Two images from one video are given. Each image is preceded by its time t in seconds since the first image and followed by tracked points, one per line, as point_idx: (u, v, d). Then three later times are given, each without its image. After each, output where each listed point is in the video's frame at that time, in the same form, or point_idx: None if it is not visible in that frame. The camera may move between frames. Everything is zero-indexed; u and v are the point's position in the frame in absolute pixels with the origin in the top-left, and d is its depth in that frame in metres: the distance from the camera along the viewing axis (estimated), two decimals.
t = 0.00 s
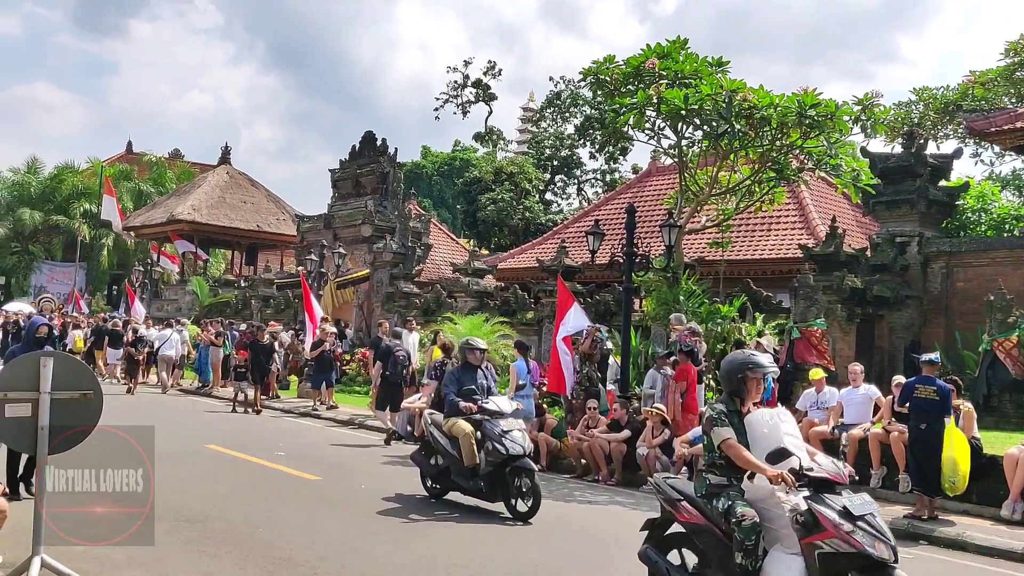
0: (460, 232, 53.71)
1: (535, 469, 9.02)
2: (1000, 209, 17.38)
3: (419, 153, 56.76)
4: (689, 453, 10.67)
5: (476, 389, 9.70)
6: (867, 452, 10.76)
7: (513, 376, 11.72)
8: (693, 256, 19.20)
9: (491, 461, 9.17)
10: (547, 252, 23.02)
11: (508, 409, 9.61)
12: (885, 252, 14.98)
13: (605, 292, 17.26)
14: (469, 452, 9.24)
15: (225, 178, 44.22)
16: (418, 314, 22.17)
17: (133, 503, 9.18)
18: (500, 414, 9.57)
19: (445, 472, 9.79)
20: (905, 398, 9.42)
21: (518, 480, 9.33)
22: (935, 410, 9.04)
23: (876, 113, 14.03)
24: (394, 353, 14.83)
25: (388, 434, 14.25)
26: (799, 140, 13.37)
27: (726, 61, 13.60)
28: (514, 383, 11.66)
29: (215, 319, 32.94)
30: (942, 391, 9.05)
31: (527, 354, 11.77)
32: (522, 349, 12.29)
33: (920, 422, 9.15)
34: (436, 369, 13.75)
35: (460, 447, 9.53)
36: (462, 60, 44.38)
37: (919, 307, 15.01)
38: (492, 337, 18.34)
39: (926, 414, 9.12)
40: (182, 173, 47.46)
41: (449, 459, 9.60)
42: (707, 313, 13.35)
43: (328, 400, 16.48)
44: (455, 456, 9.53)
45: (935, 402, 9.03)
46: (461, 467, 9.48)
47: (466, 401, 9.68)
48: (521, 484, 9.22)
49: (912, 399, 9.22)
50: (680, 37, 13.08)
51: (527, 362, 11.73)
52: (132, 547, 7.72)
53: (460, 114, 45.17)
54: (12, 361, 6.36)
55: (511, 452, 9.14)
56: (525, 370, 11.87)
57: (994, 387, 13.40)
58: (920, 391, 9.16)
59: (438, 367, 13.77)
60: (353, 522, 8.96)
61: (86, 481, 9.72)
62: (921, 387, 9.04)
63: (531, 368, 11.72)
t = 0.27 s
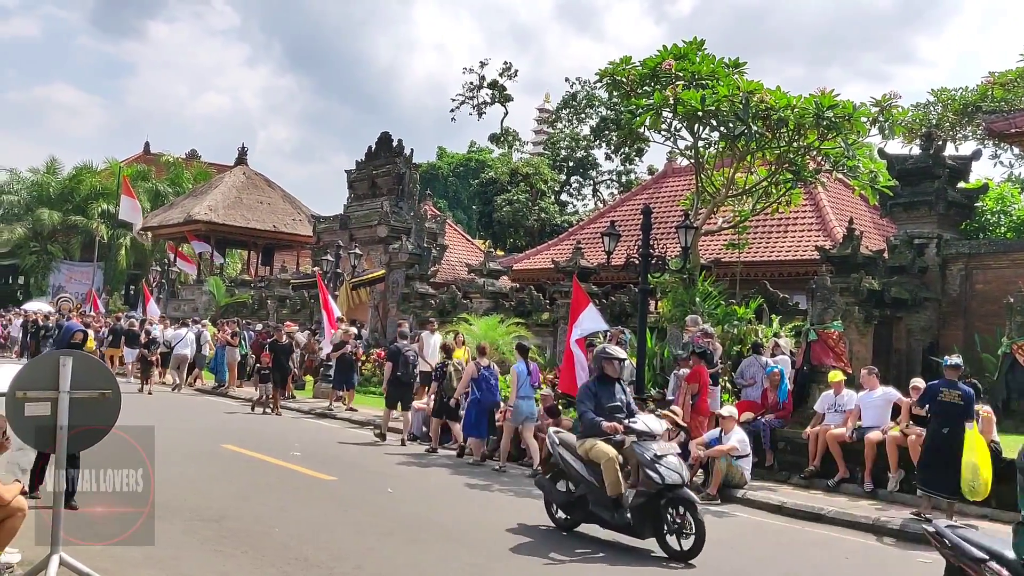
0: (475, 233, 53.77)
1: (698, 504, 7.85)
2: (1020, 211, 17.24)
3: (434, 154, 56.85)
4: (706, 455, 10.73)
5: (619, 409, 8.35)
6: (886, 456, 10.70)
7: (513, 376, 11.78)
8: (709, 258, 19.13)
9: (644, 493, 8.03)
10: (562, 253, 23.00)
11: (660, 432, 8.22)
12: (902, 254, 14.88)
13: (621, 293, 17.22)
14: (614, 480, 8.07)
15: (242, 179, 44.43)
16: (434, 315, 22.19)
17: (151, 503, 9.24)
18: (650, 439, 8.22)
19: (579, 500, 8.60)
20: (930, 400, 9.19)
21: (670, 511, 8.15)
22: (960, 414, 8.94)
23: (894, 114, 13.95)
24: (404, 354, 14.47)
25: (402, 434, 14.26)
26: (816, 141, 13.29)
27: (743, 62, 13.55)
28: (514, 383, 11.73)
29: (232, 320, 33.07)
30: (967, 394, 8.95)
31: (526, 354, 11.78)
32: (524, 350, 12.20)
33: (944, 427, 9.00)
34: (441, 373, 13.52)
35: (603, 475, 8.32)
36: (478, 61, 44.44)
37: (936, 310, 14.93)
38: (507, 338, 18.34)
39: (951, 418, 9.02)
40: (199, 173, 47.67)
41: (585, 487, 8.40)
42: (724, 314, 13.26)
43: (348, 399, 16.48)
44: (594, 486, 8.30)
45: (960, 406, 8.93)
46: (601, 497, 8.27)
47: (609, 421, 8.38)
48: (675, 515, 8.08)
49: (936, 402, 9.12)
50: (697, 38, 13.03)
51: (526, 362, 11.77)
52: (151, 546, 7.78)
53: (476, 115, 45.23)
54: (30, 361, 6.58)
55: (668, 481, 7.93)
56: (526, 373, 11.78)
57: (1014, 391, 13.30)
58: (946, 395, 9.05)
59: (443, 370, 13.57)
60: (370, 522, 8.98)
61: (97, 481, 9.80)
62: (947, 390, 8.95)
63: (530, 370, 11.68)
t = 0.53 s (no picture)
0: (491, 235, 53.83)
1: (942, 557, 6.09)
2: None
3: (450, 157, 56.99)
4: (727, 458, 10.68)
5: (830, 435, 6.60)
6: (904, 459, 10.64)
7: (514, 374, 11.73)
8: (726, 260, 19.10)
9: (873, 541, 6.32)
10: (578, 256, 23.01)
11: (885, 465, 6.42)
12: (920, 257, 14.77)
13: (637, 296, 17.22)
14: (828, 527, 6.29)
15: (259, 182, 44.68)
16: (450, 318, 22.24)
17: (171, 505, 9.33)
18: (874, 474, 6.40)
19: (776, 547, 6.80)
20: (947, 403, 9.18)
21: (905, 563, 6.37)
22: (978, 417, 8.94)
23: (912, 116, 13.90)
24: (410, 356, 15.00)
25: (419, 436, 14.28)
26: (834, 143, 13.24)
27: (759, 64, 13.53)
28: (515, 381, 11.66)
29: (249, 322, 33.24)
30: (985, 398, 8.93)
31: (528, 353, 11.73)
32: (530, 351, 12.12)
33: (962, 431, 9.01)
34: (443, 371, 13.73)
35: (809, 517, 6.54)
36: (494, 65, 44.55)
37: (955, 312, 14.84)
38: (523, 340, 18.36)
39: (968, 422, 9.02)
40: (217, 177, 47.98)
41: (783, 530, 6.65)
42: (741, 317, 13.28)
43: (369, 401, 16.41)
44: (798, 529, 6.55)
45: (976, 410, 8.92)
46: (807, 543, 6.52)
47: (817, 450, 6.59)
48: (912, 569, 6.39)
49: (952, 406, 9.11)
50: (713, 41, 13.02)
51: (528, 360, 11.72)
52: (171, 548, 7.86)
53: (491, 118, 45.34)
54: (54, 363, 6.76)
55: (904, 527, 6.09)
56: (529, 372, 11.73)
57: None
58: (962, 398, 9.05)
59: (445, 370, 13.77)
60: (387, 525, 9.02)
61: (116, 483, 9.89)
62: (964, 396, 8.92)
63: (533, 370, 11.61)
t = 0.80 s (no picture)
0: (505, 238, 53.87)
1: None
2: None
3: (465, 160, 57.13)
4: (741, 462, 10.69)
5: None
6: (921, 463, 10.56)
7: (521, 379, 12.15)
8: (742, 263, 19.05)
9: None
10: (593, 259, 22.99)
11: None
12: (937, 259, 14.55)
13: (652, 299, 17.18)
14: None
15: (275, 186, 44.91)
16: (465, 321, 22.27)
17: (188, 507, 9.39)
18: None
19: None
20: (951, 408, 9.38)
21: None
22: (984, 420, 9.09)
23: (929, 118, 13.81)
24: (416, 357, 15.05)
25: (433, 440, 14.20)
26: (850, 146, 13.16)
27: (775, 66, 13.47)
28: (521, 386, 12.10)
29: (265, 325, 33.39)
30: (989, 401, 9.10)
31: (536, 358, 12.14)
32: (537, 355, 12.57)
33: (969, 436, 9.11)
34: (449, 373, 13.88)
35: None
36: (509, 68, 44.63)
37: (972, 315, 14.71)
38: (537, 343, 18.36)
39: (974, 426, 9.14)
40: (232, 180, 48.22)
41: None
42: (756, 320, 13.10)
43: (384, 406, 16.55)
44: None
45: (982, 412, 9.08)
46: None
47: None
48: None
49: (958, 411, 9.27)
50: (728, 43, 12.98)
51: (536, 366, 12.16)
52: (188, 549, 7.91)
53: (506, 121, 45.39)
54: (73, 366, 6.85)
55: None
56: (535, 377, 12.17)
57: None
58: (968, 402, 9.21)
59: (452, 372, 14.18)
60: (403, 528, 9.04)
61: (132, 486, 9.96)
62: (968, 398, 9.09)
63: (539, 375, 12.05)
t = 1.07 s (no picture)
0: (518, 241, 53.86)
1: None
2: None
3: (478, 163, 57.21)
4: (757, 466, 10.65)
5: None
6: (939, 467, 10.49)
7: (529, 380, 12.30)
8: (756, 265, 19.01)
9: None
10: (607, 261, 22.96)
11: None
12: (954, 261, 14.54)
13: (666, 302, 17.13)
14: None
15: (289, 188, 45.06)
16: (478, 323, 22.28)
17: (204, 510, 9.39)
18: None
19: None
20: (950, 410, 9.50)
21: None
22: (982, 422, 9.24)
23: (946, 120, 13.74)
24: (423, 359, 15.23)
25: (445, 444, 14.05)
26: (866, 148, 13.09)
27: (790, 68, 13.42)
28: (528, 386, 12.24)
29: (279, 327, 33.48)
30: (987, 402, 9.24)
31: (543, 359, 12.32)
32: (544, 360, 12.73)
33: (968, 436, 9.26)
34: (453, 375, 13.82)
35: None
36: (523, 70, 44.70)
37: (989, 318, 14.51)
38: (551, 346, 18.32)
39: (973, 427, 9.30)
40: (246, 183, 48.39)
41: None
42: (772, 324, 13.03)
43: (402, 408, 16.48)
44: None
45: (981, 414, 9.23)
46: None
47: None
48: None
49: (956, 412, 9.41)
50: (744, 45, 12.95)
51: (542, 367, 12.34)
52: (205, 551, 7.91)
53: (520, 123, 45.43)
54: (91, 368, 6.90)
55: None
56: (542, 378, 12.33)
57: None
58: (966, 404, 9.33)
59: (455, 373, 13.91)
60: (418, 531, 9.04)
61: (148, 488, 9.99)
62: (967, 401, 9.20)
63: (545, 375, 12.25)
